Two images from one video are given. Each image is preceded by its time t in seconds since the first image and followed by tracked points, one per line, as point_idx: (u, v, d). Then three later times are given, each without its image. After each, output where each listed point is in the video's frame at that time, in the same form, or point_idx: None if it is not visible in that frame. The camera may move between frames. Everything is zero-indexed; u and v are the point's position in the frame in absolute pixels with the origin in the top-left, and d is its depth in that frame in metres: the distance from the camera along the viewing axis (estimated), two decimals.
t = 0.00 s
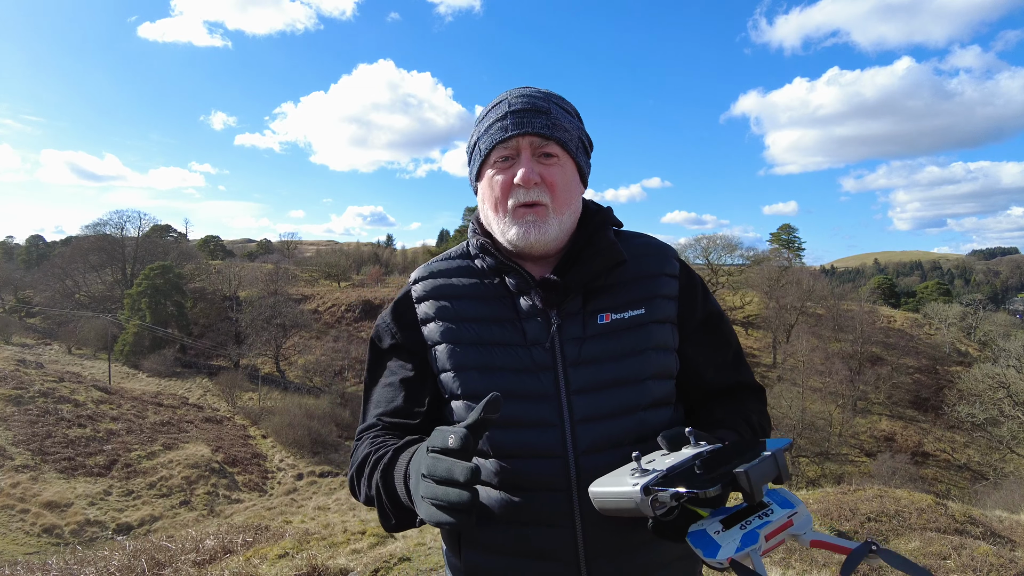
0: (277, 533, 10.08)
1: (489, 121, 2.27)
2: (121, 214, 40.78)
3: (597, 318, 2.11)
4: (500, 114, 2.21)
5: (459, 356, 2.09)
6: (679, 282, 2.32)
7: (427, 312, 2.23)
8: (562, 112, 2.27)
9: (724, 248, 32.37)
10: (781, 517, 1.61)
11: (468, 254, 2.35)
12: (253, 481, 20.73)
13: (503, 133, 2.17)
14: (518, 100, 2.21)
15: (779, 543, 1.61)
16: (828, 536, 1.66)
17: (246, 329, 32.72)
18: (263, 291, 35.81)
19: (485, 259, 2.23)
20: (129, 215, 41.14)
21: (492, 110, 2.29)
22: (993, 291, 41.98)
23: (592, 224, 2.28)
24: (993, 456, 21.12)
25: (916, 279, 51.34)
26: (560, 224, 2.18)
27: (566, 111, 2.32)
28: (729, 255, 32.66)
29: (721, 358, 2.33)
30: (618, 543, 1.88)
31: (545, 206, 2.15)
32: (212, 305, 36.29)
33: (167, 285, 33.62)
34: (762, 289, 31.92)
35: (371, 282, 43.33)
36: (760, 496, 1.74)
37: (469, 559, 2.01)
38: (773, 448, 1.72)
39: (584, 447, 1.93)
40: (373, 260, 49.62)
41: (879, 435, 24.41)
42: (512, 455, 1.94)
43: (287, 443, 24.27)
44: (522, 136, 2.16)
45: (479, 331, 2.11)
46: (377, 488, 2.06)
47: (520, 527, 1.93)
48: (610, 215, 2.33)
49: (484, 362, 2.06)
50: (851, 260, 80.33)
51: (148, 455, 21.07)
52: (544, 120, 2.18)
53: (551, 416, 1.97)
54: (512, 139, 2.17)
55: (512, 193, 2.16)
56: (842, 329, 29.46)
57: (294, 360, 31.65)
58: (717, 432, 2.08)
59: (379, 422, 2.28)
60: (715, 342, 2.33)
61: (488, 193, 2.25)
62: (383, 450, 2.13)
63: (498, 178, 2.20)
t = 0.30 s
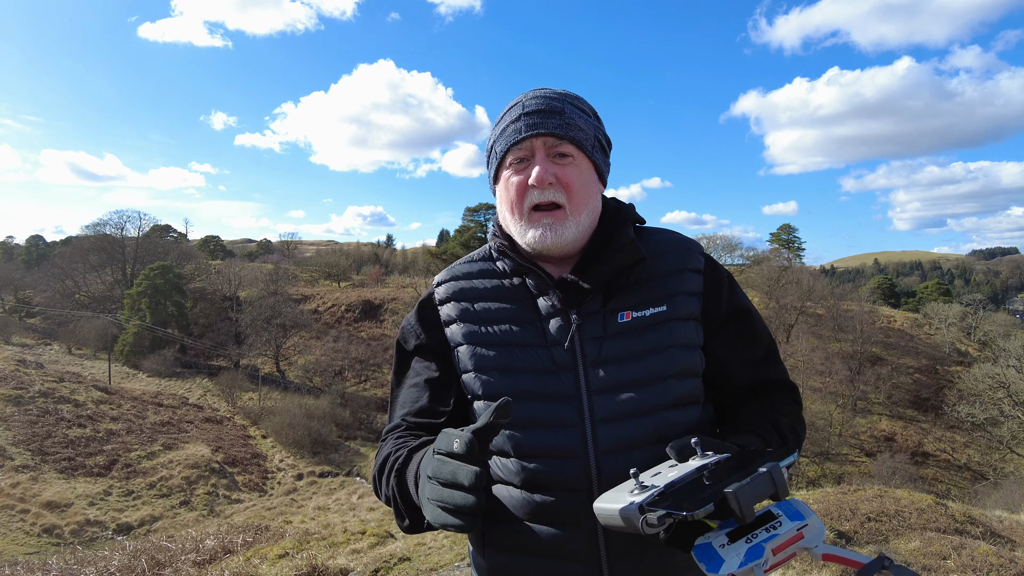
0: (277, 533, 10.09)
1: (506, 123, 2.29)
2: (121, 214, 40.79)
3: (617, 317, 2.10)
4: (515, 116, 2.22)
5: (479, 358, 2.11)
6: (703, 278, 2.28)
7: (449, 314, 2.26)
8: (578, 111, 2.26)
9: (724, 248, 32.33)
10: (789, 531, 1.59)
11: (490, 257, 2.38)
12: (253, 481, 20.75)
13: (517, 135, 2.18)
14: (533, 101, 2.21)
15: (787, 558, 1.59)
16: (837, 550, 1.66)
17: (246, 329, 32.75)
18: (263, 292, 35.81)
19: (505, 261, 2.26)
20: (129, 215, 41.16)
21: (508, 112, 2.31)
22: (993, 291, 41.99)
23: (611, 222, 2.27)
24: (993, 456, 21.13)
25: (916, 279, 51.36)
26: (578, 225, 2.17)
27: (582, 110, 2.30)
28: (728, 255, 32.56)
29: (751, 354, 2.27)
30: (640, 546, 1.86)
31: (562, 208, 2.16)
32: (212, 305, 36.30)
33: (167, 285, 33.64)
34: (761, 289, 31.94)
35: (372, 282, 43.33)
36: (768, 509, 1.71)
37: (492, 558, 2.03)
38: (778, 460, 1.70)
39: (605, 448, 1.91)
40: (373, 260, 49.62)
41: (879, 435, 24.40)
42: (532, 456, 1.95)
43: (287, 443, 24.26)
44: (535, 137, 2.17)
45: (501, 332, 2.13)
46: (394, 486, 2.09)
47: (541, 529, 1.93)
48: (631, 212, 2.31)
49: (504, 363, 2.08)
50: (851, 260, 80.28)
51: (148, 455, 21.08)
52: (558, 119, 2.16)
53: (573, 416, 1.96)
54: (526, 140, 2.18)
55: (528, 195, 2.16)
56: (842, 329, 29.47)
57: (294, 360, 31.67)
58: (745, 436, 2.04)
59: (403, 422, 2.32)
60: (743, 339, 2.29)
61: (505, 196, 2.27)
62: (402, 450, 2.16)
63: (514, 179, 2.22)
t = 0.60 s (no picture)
0: (277, 533, 10.09)
1: (510, 111, 2.27)
2: (121, 214, 40.79)
3: (614, 311, 2.10)
4: (522, 106, 2.20)
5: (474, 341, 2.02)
6: (692, 278, 2.33)
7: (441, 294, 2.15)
8: (585, 108, 2.27)
9: (724, 249, 32.26)
10: (797, 500, 1.68)
11: (483, 244, 2.33)
12: (253, 481, 20.75)
13: (522, 125, 2.16)
14: (541, 93, 2.20)
15: (795, 527, 1.68)
16: (843, 516, 1.75)
17: (246, 329, 32.75)
18: (263, 292, 35.82)
19: (503, 249, 2.24)
20: (129, 215, 41.16)
21: (513, 102, 2.28)
22: (993, 291, 42.00)
23: (607, 220, 2.30)
24: (992, 456, 21.10)
25: (917, 279, 51.36)
26: (574, 221, 2.17)
27: (589, 107, 2.31)
28: (729, 255, 32.50)
29: (736, 353, 2.32)
30: (638, 537, 1.87)
31: (561, 201, 2.15)
32: (212, 305, 36.29)
33: (167, 285, 33.63)
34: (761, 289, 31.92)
35: (372, 282, 43.33)
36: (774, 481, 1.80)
37: (482, 554, 1.91)
38: (786, 435, 1.81)
39: (604, 439, 1.91)
40: (374, 260, 49.64)
41: (879, 435, 24.39)
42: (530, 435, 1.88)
43: (287, 443, 24.27)
44: (540, 129, 2.16)
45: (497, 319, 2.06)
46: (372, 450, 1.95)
47: (536, 517, 1.87)
48: (625, 211, 2.34)
49: (502, 349, 2.00)
50: (851, 260, 80.32)
51: (148, 454, 21.08)
52: (565, 114, 2.17)
53: (571, 407, 1.93)
54: (531, 131, 2.16)
55: (528, 185, 2.15)
56: (842, 330, 29.48)
57: (294, 360, 31.67)
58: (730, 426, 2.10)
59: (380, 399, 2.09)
60: (728, 337, 2.34)
61: (504, 185, 2.25)
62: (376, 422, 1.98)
63: (515, 169, 2.19)
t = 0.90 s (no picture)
0: (277, 533, 10.09)
1: (494, 111, 2.23)
2: (121, 214, 40.80)
3: (580, 319, 2.13)
4: (507, 108, 2.18)
5: (448, 338, 1.90)
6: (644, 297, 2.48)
7: (412, 286, 1.98)
8: (569, 118, 2.30)
9: (724, 248, 32.23)
10: (770, 518, 1.78)
11: (454, 238, 2.21)
12: (253, 481, 20.75)
13: (507, 128, 2.14)
14: (527, 96, 2.19)
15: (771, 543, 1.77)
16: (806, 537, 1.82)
17: (245, 329, 32.73)
18: (263, 292, 35.81)
19: (477, 245, 2.11)
20: (129, 215, 41.16)
21: (498, 101, 2.25)
22: (993, 291, 41.99)
23: (576, 230, 2.35)
24: (992, 456, 21.10)
25: (916, 279, 51.38)
26: (548, 226, 2.18)
27: (572, 117, 2.34)
28: (729, 255, 32.48)
29: (672, 367, 2.51)
30: (600, 540, 1.88)
31: (537, 206, 2.15)
32: (212, 305, 36.28)
33: (167, 285, 33.63)
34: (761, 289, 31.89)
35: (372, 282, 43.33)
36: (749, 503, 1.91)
37: (436, 559, 1.75)
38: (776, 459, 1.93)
39: (570, 441, 1.91)
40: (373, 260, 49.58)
41: (879, 435, 24.38)
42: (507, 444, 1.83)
43: (287, 443, 24.27)
44: (525, 135, 2.15)
45: (468, 316, 1.97)
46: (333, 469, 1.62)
47: (498, 519, 1.79)
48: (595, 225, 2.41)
49: (475, 348, 1.93)
50: (851, 260, 80.32)
51: (148, 454, 21.09)
52: (550, 121, 2.19)
53: (539, 409, 1.91)
54: (515, 135, 2.15)
55: (507, 189, 2.14)
56: (842, 329, 29.45)
57: (293, 360, 31.65)
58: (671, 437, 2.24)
59: (339, 401, 1.84)
60: (669, 356, 2.53)
61: (482, 186, 2.22)
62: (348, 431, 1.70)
63: (494, 171, 2.18)
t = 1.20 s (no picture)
0: (277, 533, 10.08)
1: (475, 107, 2.19)
2: (121, 214, 40.83)
3: (557, 322, 2.16)
4: (490, 104, 2.14)
5: (432, 337, 1.89)
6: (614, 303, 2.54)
7: (393, 282, 1.94)
8: (550, 116, 2.29)
9: (724, 248, 32.19)
10: (747, 517, 1.79)
11: (436, 236, 2.18)
12: (253, 481, 20.74)
13: (490, 125, 2.11)
14: (509, 94, 2.17)
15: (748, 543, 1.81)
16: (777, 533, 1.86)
17: (246, 329, 32.73)
18: (263, 291, 35.80)
19: (459, 243, 2.08)
20: (129, 215, 41.20)
21: (480, 98, 2.22)
22: (993, 291, 42.02)
23: (554, 230, 2.35)
24: (992, 456, 21.12)
25: (916, 279, 51.43)
26: (528, 225, 2.18)
27: (554, 115, 2.32)
28: (729, 255, 32.48)
29: (638, 369, 2.58)
30: (575, 540, 1.89)
31: (518, 205, 2.13)
32: (212, 305, 36.27)
33: (167, 285, 33.63)
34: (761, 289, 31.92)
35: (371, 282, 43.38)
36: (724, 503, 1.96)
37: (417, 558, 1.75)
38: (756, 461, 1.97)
39: (549, 446, 1.89)
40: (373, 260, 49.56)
41: (879, 436, 24.38)
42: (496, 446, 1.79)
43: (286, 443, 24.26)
44: (507, 133, 2.13)
45: (450, 315, 1.95)
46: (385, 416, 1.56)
47: (478, 519, 1.77)
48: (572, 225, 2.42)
49: (457, 349, 1.92)
50: (852, 260, 80.33)
51: (148, 454, 21.08)
52: (533, 120, 2.17)
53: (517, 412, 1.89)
54: (498, 133, 2.12)
55: (489, 187, 2.12)
56: (842, 329, 29.44)
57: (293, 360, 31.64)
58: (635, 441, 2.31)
59: (328, 388, 1.73)
60: (635, 360, 2.60)
61: (463, 183, 2.19)
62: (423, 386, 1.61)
63: (476, 169, 2.14)
